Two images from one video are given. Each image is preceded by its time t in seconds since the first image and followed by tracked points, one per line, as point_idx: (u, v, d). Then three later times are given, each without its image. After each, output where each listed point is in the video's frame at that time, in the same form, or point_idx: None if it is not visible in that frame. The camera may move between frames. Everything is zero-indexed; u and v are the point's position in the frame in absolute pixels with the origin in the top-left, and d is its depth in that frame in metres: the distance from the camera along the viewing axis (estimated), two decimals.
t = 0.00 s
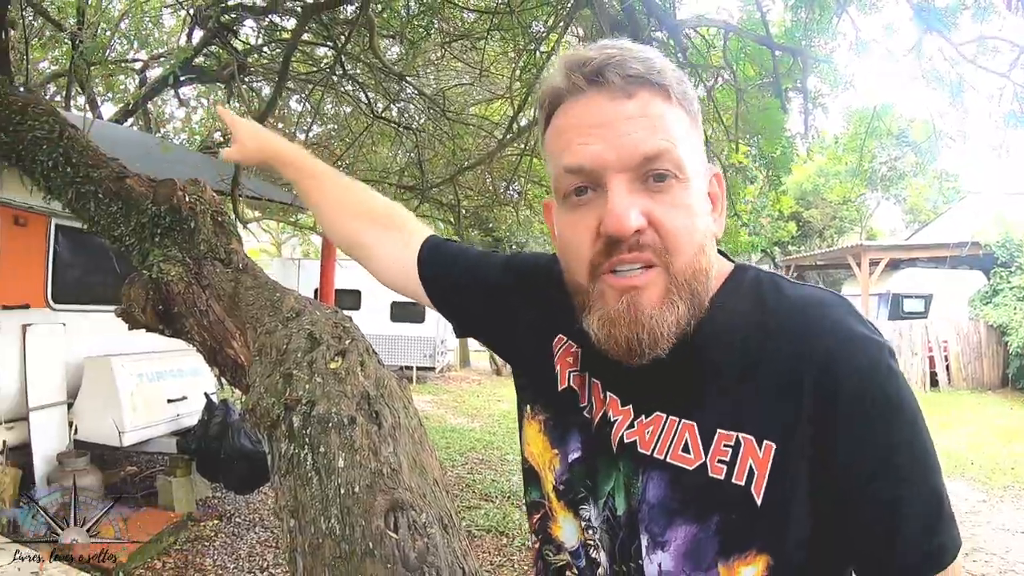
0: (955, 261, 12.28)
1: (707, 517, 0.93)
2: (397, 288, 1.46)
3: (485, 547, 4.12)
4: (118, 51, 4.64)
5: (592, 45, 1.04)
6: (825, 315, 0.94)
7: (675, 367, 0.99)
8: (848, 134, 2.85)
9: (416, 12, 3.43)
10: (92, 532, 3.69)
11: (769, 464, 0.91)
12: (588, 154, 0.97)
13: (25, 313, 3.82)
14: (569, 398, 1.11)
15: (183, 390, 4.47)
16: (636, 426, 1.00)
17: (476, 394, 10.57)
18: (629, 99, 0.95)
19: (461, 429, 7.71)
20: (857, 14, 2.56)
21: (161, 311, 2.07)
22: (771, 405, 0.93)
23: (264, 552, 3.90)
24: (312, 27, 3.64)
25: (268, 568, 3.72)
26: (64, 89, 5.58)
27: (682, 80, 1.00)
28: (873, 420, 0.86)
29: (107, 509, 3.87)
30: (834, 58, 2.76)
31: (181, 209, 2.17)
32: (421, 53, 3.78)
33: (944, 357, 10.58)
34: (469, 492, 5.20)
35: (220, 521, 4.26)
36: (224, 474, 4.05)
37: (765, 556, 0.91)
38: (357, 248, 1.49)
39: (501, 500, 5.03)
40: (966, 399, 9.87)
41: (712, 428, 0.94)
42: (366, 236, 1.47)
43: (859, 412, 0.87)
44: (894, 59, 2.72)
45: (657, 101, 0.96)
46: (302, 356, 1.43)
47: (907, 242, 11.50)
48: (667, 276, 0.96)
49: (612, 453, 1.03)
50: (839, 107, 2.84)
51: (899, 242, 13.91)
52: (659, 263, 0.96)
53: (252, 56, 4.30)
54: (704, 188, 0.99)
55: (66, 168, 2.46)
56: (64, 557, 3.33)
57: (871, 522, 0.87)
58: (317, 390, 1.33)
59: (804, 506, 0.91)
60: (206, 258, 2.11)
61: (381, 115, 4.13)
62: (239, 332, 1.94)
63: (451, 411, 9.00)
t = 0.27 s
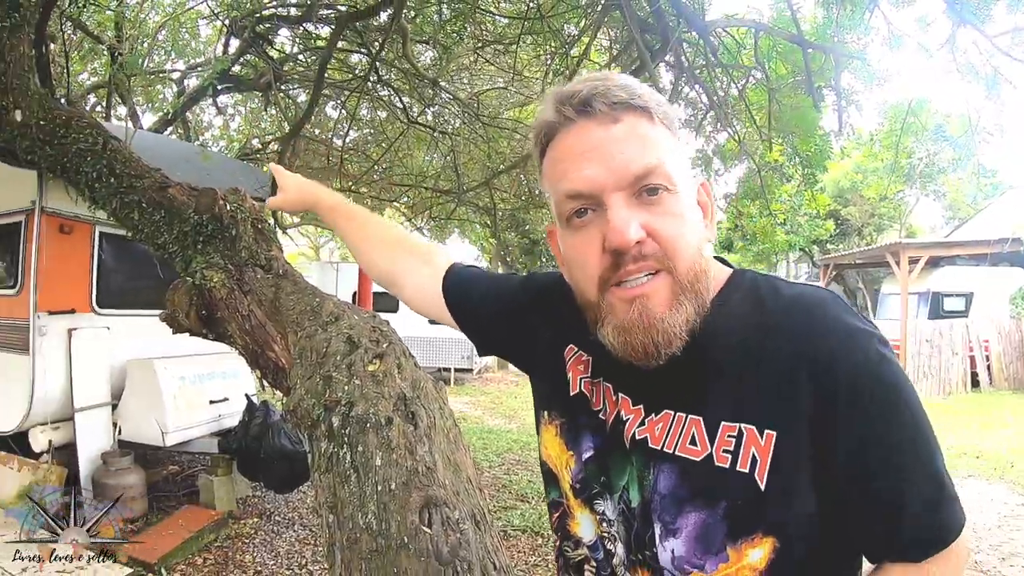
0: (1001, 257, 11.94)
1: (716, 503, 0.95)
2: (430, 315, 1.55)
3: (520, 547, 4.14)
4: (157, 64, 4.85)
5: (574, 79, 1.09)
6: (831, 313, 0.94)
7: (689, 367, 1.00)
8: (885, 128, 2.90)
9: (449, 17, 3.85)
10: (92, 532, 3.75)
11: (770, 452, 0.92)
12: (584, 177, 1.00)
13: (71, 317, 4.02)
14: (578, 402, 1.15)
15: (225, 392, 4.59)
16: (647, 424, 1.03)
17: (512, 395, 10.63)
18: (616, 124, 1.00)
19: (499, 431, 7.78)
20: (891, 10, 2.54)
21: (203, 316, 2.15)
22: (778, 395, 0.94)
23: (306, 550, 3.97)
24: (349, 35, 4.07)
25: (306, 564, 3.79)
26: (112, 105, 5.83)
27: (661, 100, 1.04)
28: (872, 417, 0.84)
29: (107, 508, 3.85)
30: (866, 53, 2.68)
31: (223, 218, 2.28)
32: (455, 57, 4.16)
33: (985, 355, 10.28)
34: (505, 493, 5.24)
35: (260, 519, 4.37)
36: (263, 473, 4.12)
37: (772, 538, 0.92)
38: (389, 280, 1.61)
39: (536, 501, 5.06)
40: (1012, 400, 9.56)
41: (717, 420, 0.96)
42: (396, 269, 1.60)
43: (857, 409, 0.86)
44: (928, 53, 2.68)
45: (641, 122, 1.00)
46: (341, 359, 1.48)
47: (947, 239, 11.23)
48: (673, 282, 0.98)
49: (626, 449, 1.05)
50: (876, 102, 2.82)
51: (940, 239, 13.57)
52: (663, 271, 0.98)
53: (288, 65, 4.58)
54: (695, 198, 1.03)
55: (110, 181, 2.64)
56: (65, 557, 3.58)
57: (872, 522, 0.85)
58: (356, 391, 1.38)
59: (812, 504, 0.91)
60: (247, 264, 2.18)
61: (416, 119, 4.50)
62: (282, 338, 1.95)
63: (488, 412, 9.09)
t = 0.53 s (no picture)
0: None
1: (720, 488, 0.96)
2: (458, 335, 1.62)
3: (560, 548, 4.18)
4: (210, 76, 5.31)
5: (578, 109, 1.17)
6: (822, 315, 0.95)
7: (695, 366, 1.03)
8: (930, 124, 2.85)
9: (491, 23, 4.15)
10: (92, 532, 3.88)
11: (770, 439, 0.94)
12: (586, 194, 1.06)
13: (125, 320, 4.21)
14: (593, 406, 1.18)
15: (275, 391, 4.75)
16: (657, 419, 1.05)
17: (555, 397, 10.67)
18: (616, 146, 1.06)
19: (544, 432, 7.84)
20: None
21: (254, 318, 2.26)
22: (773, 390, 0.96)
23: (350, 547, 4.08)
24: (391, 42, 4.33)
25: (350, 560, 3.90)
26: (163, 111, 6.05)
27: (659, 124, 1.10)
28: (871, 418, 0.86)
29: (107, 508, 4.04)
30: (913, 47, 2.69)
31: (273, 225, 2.42)
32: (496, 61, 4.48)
33: None
34: (548, 493, 5.29)
35: (307, 515, 4.51)
36: (310, 471, 4.27)
37: (773, 519, 0.92)
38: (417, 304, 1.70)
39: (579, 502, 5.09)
40: None
41: (719, 412, 0.98)
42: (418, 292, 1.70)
43: (854, 409, 0.88)
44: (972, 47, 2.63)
45: (638, 144, 1.06)
46: (387, 361, 1.58)
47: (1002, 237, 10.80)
48: (673, 286, 1.02)
49: (636, 443, 1.08)
50: (921, 96, 2.77)
51: (997, 236, 13.06)
52: (662, 275, 1.03)
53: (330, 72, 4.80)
54: (692, 211, 1.07)
55: (162, 190, 2.78)
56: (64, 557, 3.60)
57: (872, 522, 0.88)
58: (399, 390, 1.46)
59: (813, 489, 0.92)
60: (296, 270, 2.30)
61: (460, 124, 4.62)
62: (329, 340, 2.04)
63: (533, 413, 9.16)
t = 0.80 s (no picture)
0: None
1: (750, 477, 1.01)
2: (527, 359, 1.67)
3: (611, 546, 4.21)
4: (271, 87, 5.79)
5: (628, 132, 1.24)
6: (853, 322, 0.98)
7: (728, 370, 1.08)
8: (986, 117, 2.80)
9: (540, 25, 4.34)
10: (93, 532, 3.90)
11: (796, 433, 0.98)
12: (635, 209, 1.12)
13: (188, 323, 4.45)
14: (639, 410, 1.23)
15: (331, 391, 4.95)
16: (697, 416, 1.10)
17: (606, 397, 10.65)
18: (664, 166, 1.12)
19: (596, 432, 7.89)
20: None
21: (315, 322, 2.37)
22: (804, 388, 0.99)
23: (404, 542, 4.22)
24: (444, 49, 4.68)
25: (404, 555, 4.04)
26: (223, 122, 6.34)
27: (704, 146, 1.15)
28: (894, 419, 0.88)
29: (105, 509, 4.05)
30: (963, 39, 2.66)
31: (332, 232, 2.52)
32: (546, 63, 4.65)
33: None
34: (600, 493, 5.33)
35: (363, 512, 4.67)
36: (367, 469, 4.44)
37: (800, 509, 0.96)
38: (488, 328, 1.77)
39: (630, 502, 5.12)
40: None
41: (753, 409, 1.03)
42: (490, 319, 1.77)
43: (881, 409, 0.89)
44: None
45: (684, 165, 1.12)
46: (444, 364, 1.66)
47: None
48: (715, 295, 1.07)
49: (676, 439, 1.13)
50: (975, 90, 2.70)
51: None
52: (705, 284, 1.08)
53: (382, 77, 5.17)
54: (735, 226, 1.12)
55: (224, 199, 2.92)
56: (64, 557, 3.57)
57: (878, 523, 0.93)
58: (455, 392, 1.55)
59: (836, 483, 0.95)
60: (355, 275, 2.42)
61: (510, 128, 5.02)
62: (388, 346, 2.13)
63: (586, 414, 9.20)
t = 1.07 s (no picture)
0: None
1: (811, 488, 1.01)
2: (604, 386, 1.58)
3: (666, 550, 4.19)
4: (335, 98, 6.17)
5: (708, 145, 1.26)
6: (919, 343, 1.00)
7: (793, 377, 1.09)
8: None
9: (594, 28, 4.49)
10: (93, 533, 4.00)
11: (860, 447, 0.98)
12: (710, 220, 1.15)
13: (252, 326, 4.66)
14: (703, 422, 1.24)
15: (391, 394, 5.10)
16: (762, 426, 1.11)
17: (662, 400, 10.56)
18: (741, 180, 1.14)
19: (653, 435, 7.85)
20: None
21: (378, 327, 2.45)
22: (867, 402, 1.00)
23: (460, 542, 4.31)
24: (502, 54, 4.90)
25: (460, 555, 4.13)
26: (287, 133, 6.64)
27: (782, 162, 1.16)
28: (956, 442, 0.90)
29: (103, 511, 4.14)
30: None
31: (393, 240, 2.64)
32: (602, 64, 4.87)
33: None
34: (656, 497, 5.30)
35: (421, 511, 4.80)
36: (428, 468, 4.56)
37: (858, 521, 0.96)
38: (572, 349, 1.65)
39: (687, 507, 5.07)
40: None
41: (818, 421, 1.04)
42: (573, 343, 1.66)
43: (944, 430, 0.92)
44: None
45: (761, 179, 1.14)
46: (505, 370, 1.71)
47: None
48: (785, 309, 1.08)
49: (740, 448, 1.14)
50: None
51: None
52: (774, 298, 1.09)
53: (440, 83, 5.40)
54: (809, 240, 1.12)
55: (288, 208, 3.07)
56: (64, 557, 3.66)
57: (920, 533, 0.95)
58: (516, 398, 1.60)
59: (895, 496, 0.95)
60: (418, 282, 2.51)
61: (568, 131, 5.17)
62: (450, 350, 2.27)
63: (644, 417, 9.15)
